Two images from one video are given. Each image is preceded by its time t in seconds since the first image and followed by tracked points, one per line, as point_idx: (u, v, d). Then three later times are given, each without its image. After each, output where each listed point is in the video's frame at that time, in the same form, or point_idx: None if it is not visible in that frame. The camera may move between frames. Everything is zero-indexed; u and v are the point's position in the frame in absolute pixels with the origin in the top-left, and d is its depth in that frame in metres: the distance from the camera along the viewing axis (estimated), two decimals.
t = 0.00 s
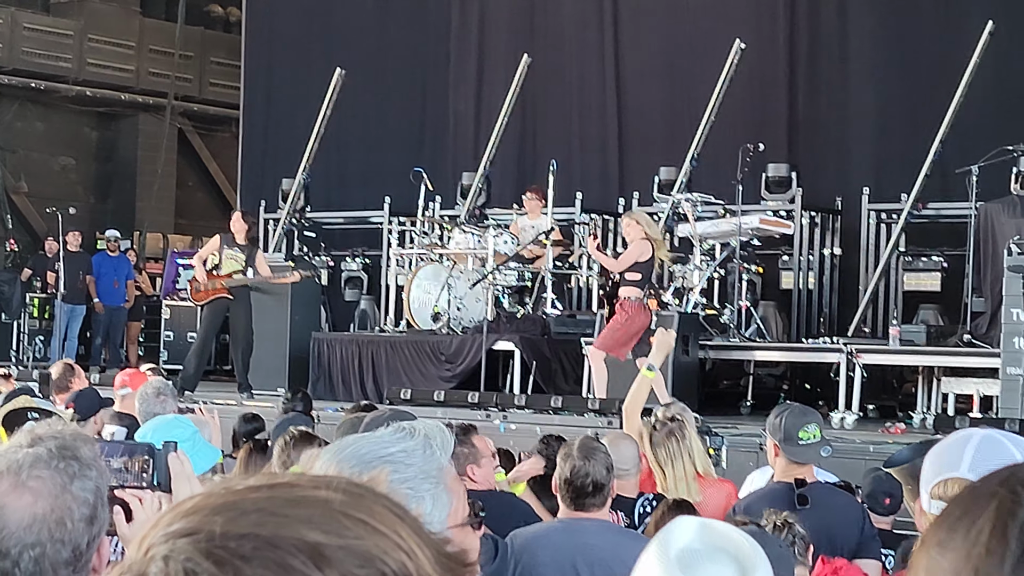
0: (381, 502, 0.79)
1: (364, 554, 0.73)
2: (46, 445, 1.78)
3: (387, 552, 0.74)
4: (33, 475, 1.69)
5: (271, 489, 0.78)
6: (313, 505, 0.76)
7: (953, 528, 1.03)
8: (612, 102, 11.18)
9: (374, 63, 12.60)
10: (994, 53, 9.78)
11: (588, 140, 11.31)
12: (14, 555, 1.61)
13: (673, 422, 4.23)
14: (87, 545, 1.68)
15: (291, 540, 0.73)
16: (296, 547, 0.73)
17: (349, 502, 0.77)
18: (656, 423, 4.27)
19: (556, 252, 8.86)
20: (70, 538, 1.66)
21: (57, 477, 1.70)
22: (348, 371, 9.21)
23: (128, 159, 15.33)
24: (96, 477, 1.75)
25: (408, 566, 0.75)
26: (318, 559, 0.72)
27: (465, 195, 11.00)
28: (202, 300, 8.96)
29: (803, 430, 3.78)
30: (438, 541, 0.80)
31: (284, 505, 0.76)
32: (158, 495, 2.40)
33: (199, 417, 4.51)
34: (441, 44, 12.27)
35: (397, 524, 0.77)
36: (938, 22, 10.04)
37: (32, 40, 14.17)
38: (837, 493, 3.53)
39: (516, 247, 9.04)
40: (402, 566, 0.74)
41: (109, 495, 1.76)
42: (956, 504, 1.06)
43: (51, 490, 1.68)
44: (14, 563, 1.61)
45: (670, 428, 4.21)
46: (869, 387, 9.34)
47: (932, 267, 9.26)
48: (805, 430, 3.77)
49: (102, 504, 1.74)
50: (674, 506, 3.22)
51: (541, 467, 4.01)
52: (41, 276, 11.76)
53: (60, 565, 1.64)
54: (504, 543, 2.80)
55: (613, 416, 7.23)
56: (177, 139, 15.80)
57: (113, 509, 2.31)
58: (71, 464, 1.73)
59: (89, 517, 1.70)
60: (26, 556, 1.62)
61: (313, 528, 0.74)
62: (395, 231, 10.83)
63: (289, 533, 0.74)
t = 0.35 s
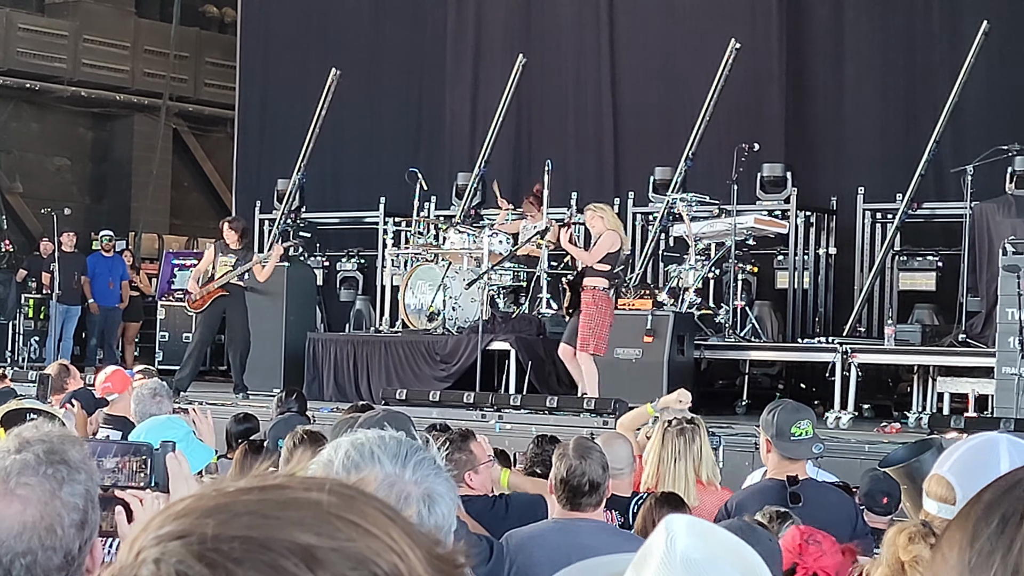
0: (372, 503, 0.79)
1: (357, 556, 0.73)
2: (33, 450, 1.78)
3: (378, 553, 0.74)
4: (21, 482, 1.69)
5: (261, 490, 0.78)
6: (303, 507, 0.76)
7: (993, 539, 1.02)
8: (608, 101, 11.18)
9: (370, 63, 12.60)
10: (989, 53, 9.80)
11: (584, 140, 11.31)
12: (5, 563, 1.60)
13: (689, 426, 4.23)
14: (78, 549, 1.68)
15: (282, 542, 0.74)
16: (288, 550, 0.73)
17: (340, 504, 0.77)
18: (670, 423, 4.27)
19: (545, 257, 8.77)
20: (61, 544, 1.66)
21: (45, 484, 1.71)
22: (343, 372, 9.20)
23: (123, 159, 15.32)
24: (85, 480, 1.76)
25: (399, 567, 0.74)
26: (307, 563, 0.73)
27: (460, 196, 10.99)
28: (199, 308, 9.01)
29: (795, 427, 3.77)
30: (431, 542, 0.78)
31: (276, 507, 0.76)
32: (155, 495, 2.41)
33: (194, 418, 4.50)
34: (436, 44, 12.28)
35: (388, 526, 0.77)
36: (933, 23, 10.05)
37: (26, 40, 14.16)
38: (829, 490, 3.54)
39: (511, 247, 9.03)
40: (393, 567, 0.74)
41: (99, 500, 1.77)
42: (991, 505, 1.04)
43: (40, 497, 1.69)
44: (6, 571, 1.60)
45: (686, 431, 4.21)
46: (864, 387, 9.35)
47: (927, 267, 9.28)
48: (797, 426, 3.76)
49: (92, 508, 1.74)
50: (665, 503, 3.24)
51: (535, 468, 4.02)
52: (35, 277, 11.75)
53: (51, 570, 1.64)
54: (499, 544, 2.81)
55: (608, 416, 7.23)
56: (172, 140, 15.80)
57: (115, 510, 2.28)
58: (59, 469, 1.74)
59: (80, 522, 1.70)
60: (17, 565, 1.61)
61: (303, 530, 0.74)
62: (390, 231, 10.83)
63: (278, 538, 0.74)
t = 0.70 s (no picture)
0: (372, 499, 0.78)
1: (358, 554, 0.73)
2: (32, 451, 1.78)
3: (380, 551, 0.74)
4: (18, 485, 1.69)
5: (261, 487, 0.78)
6: (301, 505, 0.76)
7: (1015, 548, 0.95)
8: (608, 100, 11.18)
9: (371, 61, 12.60)
10: (989, 53, 9.80)
11: (584, 139, 11.31)
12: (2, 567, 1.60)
13: (693, 427, 4.20)
14: (77, 550, 1.67)
15: (284, 540, 0.73)
16: (290, 547, 0.73)
17: (341, 500, 0.77)
18: (676, 418, 4.25)
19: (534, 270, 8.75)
20: (59, 546, 1.66)
21: (42, 486, 1.70)
22: (342, 370, 9.20)
23: (122, 157, 15.32)
24: (84, 480, 1.75)
25: (401, 565, 0.74)
26: (309, 562, 0.72)
27: (459, 194, 10.98)
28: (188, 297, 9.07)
29: (795, 425, 3.77)
30: (432, 539, 0.79)
31: (277, 505, 0.76)
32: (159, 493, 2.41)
33: (194, 416, 4.50)
34: (436, 43, 12.28)
35: (389, 522, 0.76)
36: (933, 22, 10.05)
37: (26, 38, 14.16)
38: (830, 490, 3.53)
39: (511, 245, 9.04)
40: (395, 565, 0.73)
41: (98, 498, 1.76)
42: (995, 508, 0.99)
43: (38, 499, 1.68)
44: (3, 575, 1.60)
45: (689, 431, 4.19)
46: (864, 385, 9.36)
47: (927, 265, 9.26)
48: (797, 424, 3.76)
49: (90, 508, 1.73)
50: (662, 500, 3.24)
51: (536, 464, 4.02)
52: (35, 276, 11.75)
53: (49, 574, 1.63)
54: (498, 541, 2.81)
55: (608, 414, 7.22)
56: (172, 138, 15.80)
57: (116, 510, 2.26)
58: (56, 470, 1.73)
59: (78, 524, 1.69)
60: (14, 567, 1.61)
61: (305, 529, 0.74)
62: (389, 230, 10.84)
63: (276, 536, 0.74)
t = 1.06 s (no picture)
0: (370, 498, 0.79)
1: (356, 552, 0.73)
2: (34, 452, 1.78)
3: (377, 549, 0.74)
4: (20, 484, 1.69)
5: (258, 488, 0.78)
6: (301, 504, 0.76)
7: None
8: (609, 99, 11.19)
9: (373, 60, 12.60)
10: (990, 52, 9.80)
11: (586, 139, 11.32)
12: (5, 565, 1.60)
13: (692, 423, 4.21)
14: (78, 551, 1.67)
15: (281, 539, 0.74)
16: (287, 547, 0.73)
17: (338, 500, 0.77)
18: (673, 418, 4.25)
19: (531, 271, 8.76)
20: (60, 545, 1.66)
21: (43, 486, 1.70)
22: (343, 370, 9.20)
23: (123, 156, 15.32)
24: (85, 481, 1.75)
25: (399, 563, 0.74)
26: (307, 563, 0.72)
27: (460, 193, 10.99)
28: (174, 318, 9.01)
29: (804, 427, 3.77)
30: (430, 537, 0.79)
31: (276, 502, 0.76)
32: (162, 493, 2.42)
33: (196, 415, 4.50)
34: (438, 42, 12.29)
35: (387, 520, 0.77)
36: (934, 21, 10.05)
37: (27, 37, 14.15)
38: (835, 488, 3.53)
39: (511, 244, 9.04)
40: (393, 563, 0.74)
41: (100, 500, 1.76)
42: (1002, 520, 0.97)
43: (38, 499, 1.68)
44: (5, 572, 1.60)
45: (687, 427, 4.19)
46: (865, 384, 9.36)
47: (928, 264, 9.25)
48: (807, 427, 3.76)
49: (92, 510, 1.73)
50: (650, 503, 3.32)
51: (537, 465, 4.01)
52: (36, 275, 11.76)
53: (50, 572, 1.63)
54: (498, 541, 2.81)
55: (609, 413, 7.22)
56: (173, 137, 15.81)
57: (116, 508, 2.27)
58: (58, 470, 1.74)
59: (79, 524, 1.69)
60: (16, 567, 1.60)
61: (303, 528, 0.74)
62: (390, 229, 10.84)
63: (272, 535, 0.74)
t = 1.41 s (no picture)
0: (367, 499, 0.78)
1: (352, 554, 0.73)
2: (34, 449, 1.78)
3: (373, 550, 0.74)
4: (10, 478, 1.69)
5: (255, 490, 0.78)
6: (296, 505, 0.76)
7: None
8: (611, 101, 11.20)
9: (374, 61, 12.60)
10: (992, 54, 9.79)
11: (587, 140, 11.32)
12: None
13: (684, 428, 4.21)
14: (65, 549, 1.67)
15: (277, 541, 0.74)
16: (282, 549, 0.73)
17: (334, 501, 0.77)
18: (666, 425, 4.26)
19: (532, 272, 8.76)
20: (46, 542, 1.65)
21: (36, 481, 1.70)
22: (344, 371, 9.20)
23: (124, 158, 15.32)
24: (81, 480, 1.74)
25: (396, 565, 0.74)
26: (302, 565, 0.72)
27: (461, 194, 10.99)
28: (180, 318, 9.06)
29: (813, 432, 3.77)
30: (427, 538, 0.79)
31: (270, 504, 0.76)
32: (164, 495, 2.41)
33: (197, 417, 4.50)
34: (439, 44, 12.28)
35: (383, 521, 0.76)
36: (935, 22, 10.05)
37: (28, 38, 14.15)
38: (841, 491, 3.53)
39: (512, 246, 9.04)
40: (389, 565, 0.74)
41: (97, 499, 1.75)
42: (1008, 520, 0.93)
43: (29, 493, 1.68)
44: None
45: (681, 433, 4.20)
46: (866, 386, 9.36)
47: (929, 265, 9.26)
48: (815, 431, 3.77)
49: (86, 509, 1.72)
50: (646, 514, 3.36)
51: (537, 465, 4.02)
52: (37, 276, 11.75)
53: (36, 568, 1.63)
54: (500, 544, 2.81)
55: (610, 414, 7.22)
56: (174, 138, 15.82)
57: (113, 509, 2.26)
58: (53, 467, 1.73)
59: (68, 522, 1.69)
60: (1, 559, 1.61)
61: (299, 529, 0.74)
62: (391, 230, 10.84)
63: (265, 538, 0.74)
